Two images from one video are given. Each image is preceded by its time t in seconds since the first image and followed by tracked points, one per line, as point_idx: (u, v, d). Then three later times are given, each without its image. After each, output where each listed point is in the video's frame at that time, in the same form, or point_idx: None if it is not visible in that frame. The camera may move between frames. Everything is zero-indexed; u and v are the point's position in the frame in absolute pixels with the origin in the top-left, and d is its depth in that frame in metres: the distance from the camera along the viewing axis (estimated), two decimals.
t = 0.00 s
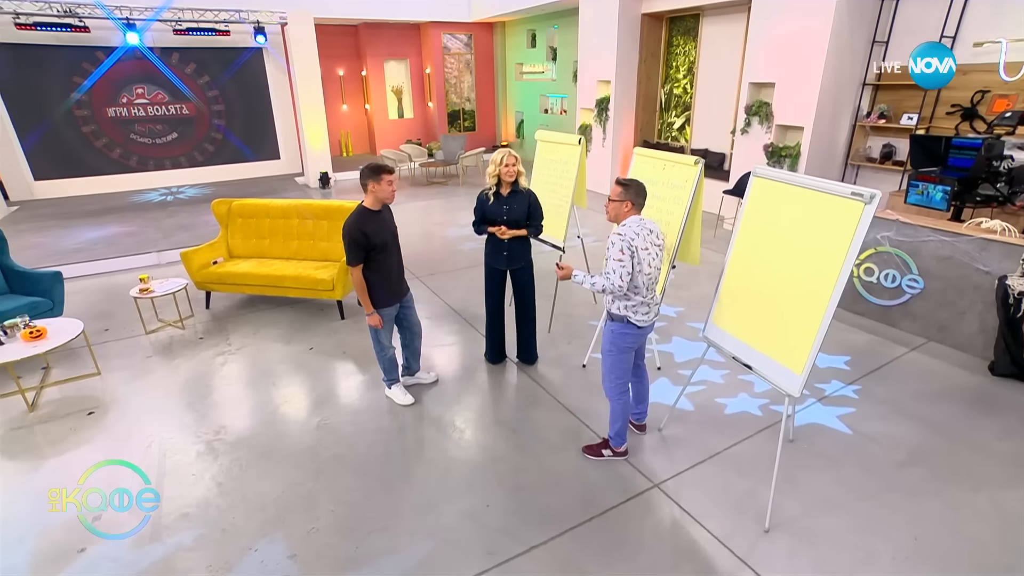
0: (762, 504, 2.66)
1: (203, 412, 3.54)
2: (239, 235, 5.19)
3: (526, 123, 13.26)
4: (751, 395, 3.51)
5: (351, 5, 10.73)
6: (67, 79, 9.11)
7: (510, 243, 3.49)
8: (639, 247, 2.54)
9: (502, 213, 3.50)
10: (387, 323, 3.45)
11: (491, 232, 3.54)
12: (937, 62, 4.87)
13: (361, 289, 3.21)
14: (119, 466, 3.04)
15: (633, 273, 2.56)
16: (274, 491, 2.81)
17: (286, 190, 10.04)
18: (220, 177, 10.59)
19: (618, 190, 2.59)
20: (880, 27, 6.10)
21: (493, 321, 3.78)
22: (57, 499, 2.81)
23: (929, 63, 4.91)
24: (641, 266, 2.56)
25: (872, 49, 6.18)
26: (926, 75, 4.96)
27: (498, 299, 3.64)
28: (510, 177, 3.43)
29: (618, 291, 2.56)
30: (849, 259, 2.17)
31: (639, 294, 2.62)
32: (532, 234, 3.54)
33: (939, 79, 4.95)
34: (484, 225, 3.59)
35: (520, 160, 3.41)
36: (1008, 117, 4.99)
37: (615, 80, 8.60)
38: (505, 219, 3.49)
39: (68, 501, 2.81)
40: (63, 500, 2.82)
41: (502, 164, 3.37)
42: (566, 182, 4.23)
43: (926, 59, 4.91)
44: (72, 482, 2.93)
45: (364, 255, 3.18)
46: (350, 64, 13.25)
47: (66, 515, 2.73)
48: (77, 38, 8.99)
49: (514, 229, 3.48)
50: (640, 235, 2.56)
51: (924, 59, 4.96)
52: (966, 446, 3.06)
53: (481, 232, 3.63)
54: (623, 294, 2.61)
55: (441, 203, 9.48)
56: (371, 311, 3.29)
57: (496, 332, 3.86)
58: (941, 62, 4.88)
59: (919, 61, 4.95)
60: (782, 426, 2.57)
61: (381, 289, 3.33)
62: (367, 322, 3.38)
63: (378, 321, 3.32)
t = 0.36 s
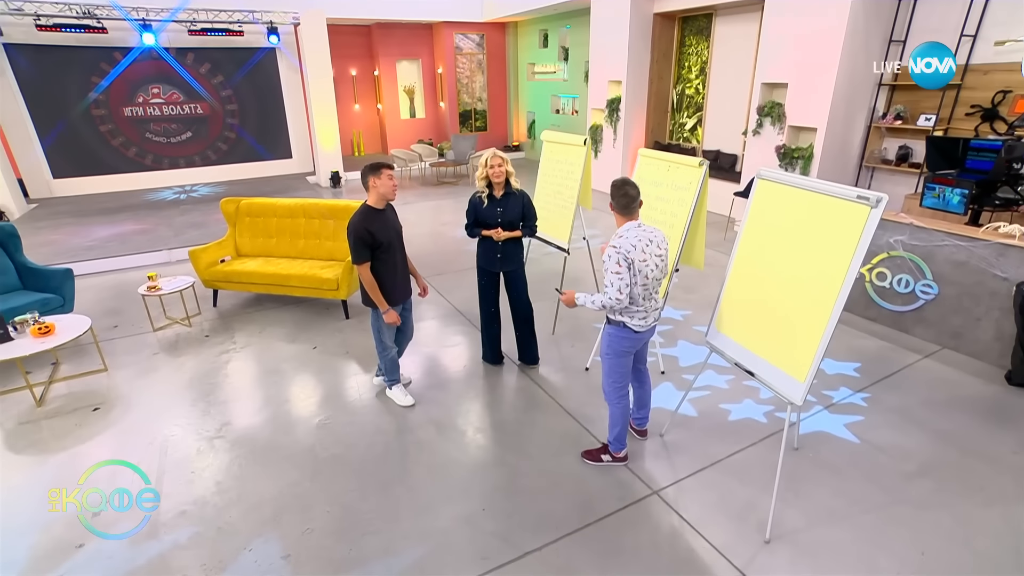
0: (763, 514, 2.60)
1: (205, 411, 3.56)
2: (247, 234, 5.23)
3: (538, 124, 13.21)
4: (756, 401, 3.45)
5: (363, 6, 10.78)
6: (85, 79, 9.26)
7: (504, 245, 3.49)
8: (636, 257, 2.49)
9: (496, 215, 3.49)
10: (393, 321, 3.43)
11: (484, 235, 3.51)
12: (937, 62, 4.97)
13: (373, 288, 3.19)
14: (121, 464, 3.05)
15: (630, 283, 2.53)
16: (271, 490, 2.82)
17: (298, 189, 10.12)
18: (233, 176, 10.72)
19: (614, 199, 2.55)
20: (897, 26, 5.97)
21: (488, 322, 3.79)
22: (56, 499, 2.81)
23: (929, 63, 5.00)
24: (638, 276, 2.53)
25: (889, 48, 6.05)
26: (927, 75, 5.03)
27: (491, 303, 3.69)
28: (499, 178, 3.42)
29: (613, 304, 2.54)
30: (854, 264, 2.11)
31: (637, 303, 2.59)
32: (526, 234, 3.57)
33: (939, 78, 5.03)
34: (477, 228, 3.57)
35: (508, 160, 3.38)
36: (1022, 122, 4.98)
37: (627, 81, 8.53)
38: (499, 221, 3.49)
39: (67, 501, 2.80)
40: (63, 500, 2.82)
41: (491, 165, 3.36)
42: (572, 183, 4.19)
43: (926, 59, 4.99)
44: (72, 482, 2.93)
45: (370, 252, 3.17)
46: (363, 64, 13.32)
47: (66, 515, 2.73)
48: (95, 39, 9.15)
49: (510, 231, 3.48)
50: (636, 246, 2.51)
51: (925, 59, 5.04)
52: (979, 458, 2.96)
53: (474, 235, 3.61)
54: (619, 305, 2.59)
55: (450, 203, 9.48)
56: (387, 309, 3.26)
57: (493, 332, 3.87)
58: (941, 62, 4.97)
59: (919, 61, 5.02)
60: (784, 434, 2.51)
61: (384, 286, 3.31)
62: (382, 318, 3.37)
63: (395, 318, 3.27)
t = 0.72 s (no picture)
0: (762, 524, 2.55)
1: (206, 409, 3.58)
2: (253, 233, 5.26)
3: (548, 124, 13.17)
4: (760, 407, 3.39)
5: (374, 6, 10.82)
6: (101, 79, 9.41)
7: (501, 245, 3.53)
8: (634, 260, 2.46)
9: (493, 216, 3.52)
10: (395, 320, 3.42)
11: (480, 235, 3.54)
12: (937, 62, 5.22)
13: (374, 286, 3.19)
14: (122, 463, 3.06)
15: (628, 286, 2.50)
16: (267, 489, 2.82)
17: (308, 188, 10.18)
18: (245, 175, 10.82)
19: (614, 199, 2.53)
20: (912, 26, 5.87)
21: (487, 322, 3.82)
22: (56, 498, 2.81)
23: (929, 63, 5.25)
24: (632, 279, 2.48)
25: (904, 48, 5.93)
26: (927, 74, 5.28)
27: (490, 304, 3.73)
28: (495, 179, 3.46)
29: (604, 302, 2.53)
30: (857, 269, 2.05)
31: (632, 306, 2.55)
32: (523, 235, 3.59)
33: (938, 79, 5.28)
34: (473, 230, 3.59)
35: (505, 160, 3.44)
36: None
37: (636, 81, 8.46)
38: (496, 222, 3.52)
39: (67, 501, 2.80)
40: (63, 500, 2.81)
41: (487, 166, 3.42)
42: (575, 184, 4.16)
43: (925, 59, 5.24)
44: (72, 483, 2.92)
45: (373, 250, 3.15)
46: (374, 64, 13.38)
47: (66, 515, 2.72)
48: (111, 40, 9.28)
49: (507, 231, 3.51)
50: (634, 248, 2.47)
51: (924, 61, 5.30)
52: (988, 470, 2.88)
53: (470, 236, 3.62)
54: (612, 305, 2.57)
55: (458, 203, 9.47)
56: (384, 306, 3.28)
57: (494, 333, 3.87)
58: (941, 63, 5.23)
59: (919, 61, 5.27)
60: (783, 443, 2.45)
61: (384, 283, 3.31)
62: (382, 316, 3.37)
63: (392, 316, 3.29)
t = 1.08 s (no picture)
0: (760, 533, 2.50)
1: (208, 407, 3.60)
2: (259, 232, 5.30)
3: (559, 124, 13.12)
4: (762, 414, 3.33)
5: (385, 6, 10.86)
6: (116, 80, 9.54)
7: (501, 246, 3.52)
8: (637, 263, 2.40)
9: (493, 217, 3.51)
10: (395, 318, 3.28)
11: (479, 235, 3.55)
12: (937, 62, 5.14)
13: (372, 280, 3.08)
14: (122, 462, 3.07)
15: (631, 289, 2.44)
16: (263, 489, 2.83)
17: (318, 187, 10.25)
18: (256, 174, 10.93)
19: (614, 202, 2.49)
20: (928, 26, 5.75)
21: (488, 323, 3.81)
22: (56, 498, 2.81)
23: (929, 63, 5.18)
24: (638, 283, 2.43)
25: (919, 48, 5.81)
26: (927, 74, 5.21)
27: (490, 304, 3.72)
28: (494, 180, 3.46)
29: (609, 308, 2.46)
30: (857, 276, 2.00)
31: (634, 310, 2.50)
32: (524, 236, 3.58)
33: (937, 78, 5.21)
34: (473, 230, 3.59)
35: (505, 162, 3.44)
36: None
37: (646, 81, 8.38)
38: (496, 222, 3.51)
39: (67, 501, 2.80)
40: (63, 500, 2.81)
41: (487, 167, 3.42)
42: (578, 186, 4.12)
43: (926, 59, 5.17)
44: (72, 483, 2.93)
45: (375, 247, 3.05)
46: (385, 64, 13.43)
47: (66, 515, 2.73)
48: (125, 41, 9.40)
49: (508, 231, 3.50)
50: (638, 252, 2.42)
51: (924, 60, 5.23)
52: (999, 482, 2.79)
53: (470, 237, 3.63)
54: (618, 311, 2.49)
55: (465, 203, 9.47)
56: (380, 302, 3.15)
57: (494, 334, 3.85)
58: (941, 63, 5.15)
59: (919, 61, 5.20)
60: (782, 452, 2.39)
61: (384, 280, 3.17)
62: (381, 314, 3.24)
63: (387, 311, 3.16)
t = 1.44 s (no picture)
0: (757, 543, 2.46)
1: (211, 405, 3.63)
2: (267, 231, 5.34)
3: (570, 125, 13.07)
4: (765, 421, 3.28)
5: (397, 7, 10.89)
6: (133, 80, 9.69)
7: (502, 247, 3.51)
8: (635, 268, 2.36)
9: (494, 218, 3.50)
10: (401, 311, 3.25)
11: (480, 236, 3.53)
12: (936, 62, 4.94)
13: (376, 277, 3.07)
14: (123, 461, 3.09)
15: (629, 295, 2.40)
16: (259, 488, 2.85)
17: (328, 187, 10.33)
18: (269, 173, 11.04)
19: (612, 206, 2.46)
20: (944, 26, 5.63)
21: (489, 325, 3.80)
22: (56, 498, 2.82)
23: (928, 63, 4.96)
24: (637, 287, 2.38)
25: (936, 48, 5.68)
26: (927, 75, 4.97)
27: (492, 306, 3.71)
28: (497, 181, 3.45)
29: (608, 315, 2.41)
30: (858, 282, 1.95)
31: (633, 315, 2.45)
32: (526, 238, 3.55)
33: (938, 79, 4.99)
34: (475, 231, 3.58)
35: (507, 163, 3.42)
36: None
37: (657, 82, 8.30)
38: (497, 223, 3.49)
39: (67, 501, 2.81)
40: (63, 500, 2.82)
41: (488, 168, 3.41)
42: (582, 187, 4.09)
43: (926, 58, 4.95)
44: (72, 483, 2.93)
45: (377, 244, 3.04)
46: (397, 64, 13.48)
47: (66, 515, 2.73)
48: (142, 42, 9.54)
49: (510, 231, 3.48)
50: (636, 256, 2.38)
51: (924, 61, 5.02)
52: (1009, 497, 2.71)
53: (472, 237, 3.62)
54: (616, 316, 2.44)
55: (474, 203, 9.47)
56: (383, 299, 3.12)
57: (495, 336, 3.84)
58: (940, 63, 4.93)
59: (920, 61, 4.97)
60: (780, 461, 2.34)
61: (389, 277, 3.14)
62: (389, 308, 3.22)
63: (389, 308, 3.12)
